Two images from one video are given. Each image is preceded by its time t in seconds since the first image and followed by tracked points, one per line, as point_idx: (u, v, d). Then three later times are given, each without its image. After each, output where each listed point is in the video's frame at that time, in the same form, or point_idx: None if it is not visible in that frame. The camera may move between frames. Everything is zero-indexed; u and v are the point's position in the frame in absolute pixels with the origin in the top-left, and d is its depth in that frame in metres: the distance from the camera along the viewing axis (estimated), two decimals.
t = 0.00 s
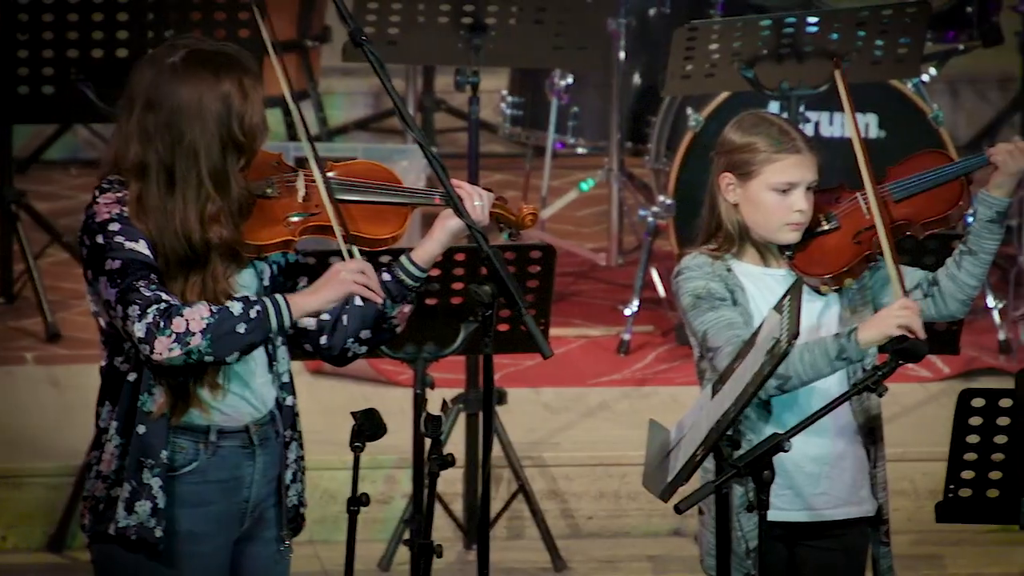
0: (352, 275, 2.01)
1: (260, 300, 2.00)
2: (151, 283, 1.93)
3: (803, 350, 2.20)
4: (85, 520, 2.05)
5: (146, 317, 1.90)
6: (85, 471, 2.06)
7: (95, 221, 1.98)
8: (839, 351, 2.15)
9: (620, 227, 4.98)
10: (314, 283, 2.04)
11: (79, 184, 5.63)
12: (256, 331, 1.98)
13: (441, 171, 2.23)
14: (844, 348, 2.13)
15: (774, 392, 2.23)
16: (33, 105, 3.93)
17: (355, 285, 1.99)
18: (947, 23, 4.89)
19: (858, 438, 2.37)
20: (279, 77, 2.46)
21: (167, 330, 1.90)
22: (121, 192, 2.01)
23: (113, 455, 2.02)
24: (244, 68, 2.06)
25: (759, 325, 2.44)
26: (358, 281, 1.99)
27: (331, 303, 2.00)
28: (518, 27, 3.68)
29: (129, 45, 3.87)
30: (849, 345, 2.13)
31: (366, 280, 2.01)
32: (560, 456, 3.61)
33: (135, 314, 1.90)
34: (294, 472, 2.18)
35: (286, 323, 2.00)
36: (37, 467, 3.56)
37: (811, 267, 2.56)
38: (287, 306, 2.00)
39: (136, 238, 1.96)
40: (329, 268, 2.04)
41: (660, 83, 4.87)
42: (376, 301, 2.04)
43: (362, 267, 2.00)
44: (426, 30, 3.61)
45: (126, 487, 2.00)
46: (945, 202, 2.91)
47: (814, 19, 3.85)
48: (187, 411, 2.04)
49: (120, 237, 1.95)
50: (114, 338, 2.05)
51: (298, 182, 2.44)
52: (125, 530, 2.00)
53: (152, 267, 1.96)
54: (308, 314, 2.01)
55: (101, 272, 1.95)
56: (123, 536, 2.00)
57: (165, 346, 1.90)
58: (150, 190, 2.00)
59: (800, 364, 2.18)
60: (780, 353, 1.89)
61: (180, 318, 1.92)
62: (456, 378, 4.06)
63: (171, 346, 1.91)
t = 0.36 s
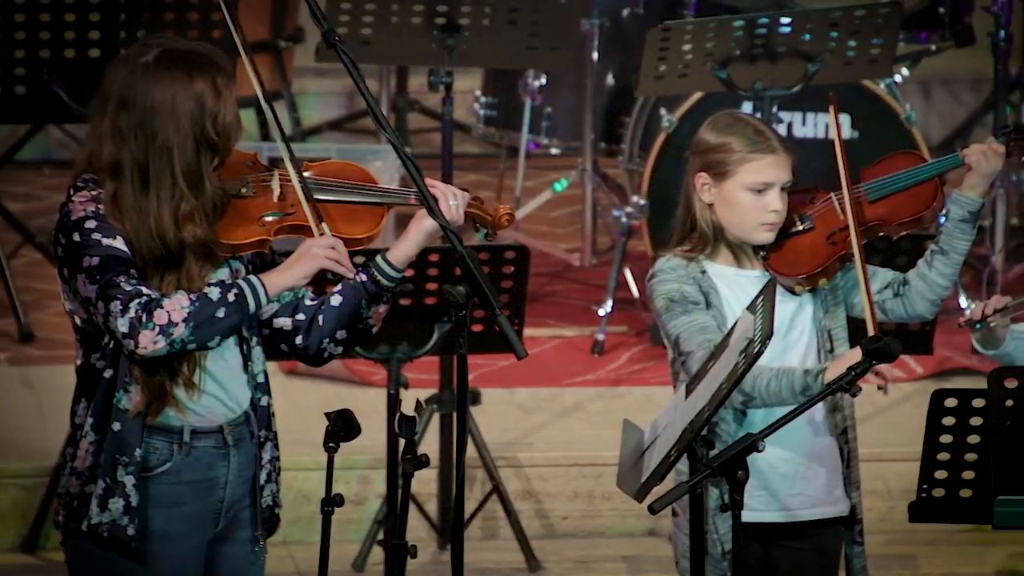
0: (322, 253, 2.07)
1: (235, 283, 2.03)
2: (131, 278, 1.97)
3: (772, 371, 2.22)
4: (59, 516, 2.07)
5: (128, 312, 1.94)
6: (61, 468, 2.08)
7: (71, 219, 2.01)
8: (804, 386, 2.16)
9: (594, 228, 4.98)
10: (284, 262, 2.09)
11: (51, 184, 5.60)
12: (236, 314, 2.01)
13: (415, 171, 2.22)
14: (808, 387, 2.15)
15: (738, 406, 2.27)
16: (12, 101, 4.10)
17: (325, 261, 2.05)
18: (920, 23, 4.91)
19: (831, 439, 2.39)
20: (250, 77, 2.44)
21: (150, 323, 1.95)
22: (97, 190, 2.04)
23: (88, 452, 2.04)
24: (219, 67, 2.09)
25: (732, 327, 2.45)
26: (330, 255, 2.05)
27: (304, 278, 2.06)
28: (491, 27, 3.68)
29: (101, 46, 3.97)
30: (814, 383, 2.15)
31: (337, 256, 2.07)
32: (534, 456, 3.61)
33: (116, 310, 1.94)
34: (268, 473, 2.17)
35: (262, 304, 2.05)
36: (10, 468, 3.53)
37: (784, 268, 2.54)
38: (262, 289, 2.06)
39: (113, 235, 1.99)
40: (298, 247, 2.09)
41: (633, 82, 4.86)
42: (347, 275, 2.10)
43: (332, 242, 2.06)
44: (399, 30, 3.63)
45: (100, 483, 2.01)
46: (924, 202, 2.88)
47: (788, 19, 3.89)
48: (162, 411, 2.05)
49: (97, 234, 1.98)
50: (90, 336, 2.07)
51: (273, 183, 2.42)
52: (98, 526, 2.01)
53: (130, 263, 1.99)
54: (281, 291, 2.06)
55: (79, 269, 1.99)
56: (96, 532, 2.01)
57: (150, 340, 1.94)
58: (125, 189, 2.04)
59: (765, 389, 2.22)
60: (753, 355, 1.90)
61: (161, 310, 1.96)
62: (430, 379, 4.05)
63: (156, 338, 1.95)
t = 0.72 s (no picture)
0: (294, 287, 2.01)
1: (198, 309, 2.00)
2: (92, 289, 1.97)
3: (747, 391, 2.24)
4: (35, 524, 2.06)
5: (85, 323, 1.94)
6: (34, 475, 2.07)
7: (42, 222, 2.00)
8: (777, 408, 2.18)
9: (567, 228, 4.99)
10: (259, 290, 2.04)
11: (23, 184, 5.56)
12: (194, 341, 1.98)
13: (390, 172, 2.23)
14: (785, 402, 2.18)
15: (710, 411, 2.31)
16: None
17: (294, 298, 2.00)
18: (891, 24, 4.94)
19: (805, 437, 2.42)
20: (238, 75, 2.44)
21: (104, 338, 1.93)
22: (70, 192, 2.03)
23: (62, 459, 2.03)
24: (194, 69, 2.09)
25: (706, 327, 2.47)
26: (299, 293, 1.99)
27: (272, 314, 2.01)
28: (465, 28, 3.70)
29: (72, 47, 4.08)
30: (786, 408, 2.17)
31: (307, 291, 2.01)
32: (507, 456, 3.64)
33: (73, 319, 1.94)
34: (244, 473, 2.17)
35: (224, 332, 2.00)
36: None
37: (759, 271, 2.56)
38: (226, 318, 2.00)
39: (81, 241, 1.98)
40: (274, 276, 2.03)
41: (606, 83, 4.89)
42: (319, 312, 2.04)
43: (303, 278, 2.00)
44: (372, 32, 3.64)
45: (75, 489, 2.01)
46: (898, 206, 2.90)
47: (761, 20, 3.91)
48: (137, 411, 2.04)
49: (65, 239, 1.98)
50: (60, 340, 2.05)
51: (249, 184, 2.42)
52: (75, 532, 2.01)
53: (95, 271, 1.99)
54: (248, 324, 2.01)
55: (46, 274, 1.98)
56: (74, 538, 2.01)
57: (101, 354, 1.93)
58: (98, 190, 2.03)
59: (737, 402, 2.23)
60: (726, 355, 1.90)
61: (117, 326, 1.94)
62: (403, 379, 4.04)
63: (108, 353, 1.94)
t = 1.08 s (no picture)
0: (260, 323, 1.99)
1: (159, 334, 2.00)
2: (55, 295, 1.99)
3: (733, 360, 2.26)
4: (8, 529, 2.09)
5: (44, 330, 1.96)
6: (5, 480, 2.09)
7: (14, 223, 2.03)
8: (766, 363, 2.21)
9: (541, 228, 4.98)
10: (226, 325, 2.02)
11: None
12: (151, 364, 1.98)
13: (362, 174, 2.24)
14: (771, 360, 2.19)
15: (699, 398, 2.30)
16: None
17: (258, 334, 1.97)
18: (865, 24, 4.95)
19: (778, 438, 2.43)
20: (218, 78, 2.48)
21: (59, 346, 1.95)
22: (42, 194, 2.06)
23: (34, 464, 2.05)
24: (168, 68, 2.12)
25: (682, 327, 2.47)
26: (264, 329, 1.97)
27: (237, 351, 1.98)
28: (438, 27, 3.70)
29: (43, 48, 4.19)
30: (776, 358, 2.18)
31: (272, 329, 1.98)
32: (480, 457, 3.66)
33: (33, 324, 1.97)
34: (219, 473, 2.22)
35: (183, 363, 2.00)
36: None
37: (733, 271, 2.57)
38: (187, 348, 2.00)
39: (49, 244, 2.01)
40: (241, 312, 2.01)
41: (579, 84, 4.90)
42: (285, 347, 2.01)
43: (268, 315, 1.97)
44: (346, 32, 3.64)
45: (49, 493, 2.04)
46: (873, 207, 2.92)
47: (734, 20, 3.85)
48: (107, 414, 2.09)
49: (33, 242, 2.00)
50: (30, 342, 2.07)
51: (224, 183, 2.40)
52: (50, 536, 2.03)
53: (61, 277, 2.01)
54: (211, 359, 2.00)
55: (13, 276, 2.01)
56: (48, 542, 2.04)
57: (56, 362, 1.95)
58: (71, 191, 2.06)
59: (728, 375, 2.25)
60: (700, 354, 1.92)
61: (74, 336, 1.96)
62: (377, 380, 4.04)
63: (62, 363, 1.95)
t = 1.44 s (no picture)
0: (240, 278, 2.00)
1: (139, 296, 2.05)
2: (32, 274, 2.05)
3: (705, 335, 2.26)
4: None
5: (26, 305, 2.02)
6: None
7: None
8: (740, 329, 2.22)
9: (512, 229, 5.00)
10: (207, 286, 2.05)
11: None
12: (132, 325, 2.03)
13: (333, 174, 2.25)
14: (745, 323, 2.21)
15: (680, 381, 2.28)
16: None
17: (238, 285, 1.99)
18: (836, 25, 4.96)
19: (752, 437, 2.45)
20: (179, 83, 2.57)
21: (42, 318, 2.01)
22: (15, 193, 2.10)
23: (5, 454, 2.13)
24: (142, 71, 2.15)
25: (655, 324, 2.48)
26: (244, 280, 1.99)
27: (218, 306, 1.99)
28: (410, 28, 3.71)
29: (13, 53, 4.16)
30: (750, 321, 2.21)
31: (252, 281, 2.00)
32: (452, 457, 3.64)
33: (15, 302, 2.04)
34: (191, 472, 2.29)
35: (164, 323, 2.05)
36: None
37: (705, 271, 2.64)
38: (168, 310, 2.05)
39: (23, 235, 2.05)
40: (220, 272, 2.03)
41: (552, 84, 4.91)
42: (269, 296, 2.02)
43: (248, 269, 1.99)
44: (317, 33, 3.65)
45: (19, 486, 2.13)
46: (843, 207, 2.99)
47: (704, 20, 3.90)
48: (80, 413, 2.16)
49: (7, 233, 2.04)
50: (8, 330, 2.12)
51: (196, 185, 2.58)
52: (17, 528, 2.15)
53: (36, 260, 2.06)
54: (192, 316, 2.05)
55: None
56: (15, 533, 2.15)
57: (40, 334, 2.01)
58: (44, 191, 2.09)
59: (706, 350, 2.24)
60: (671, 354, 1.92)
61: (56, 307, 2.02)
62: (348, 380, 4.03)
63: (45, 333, 2.01)
